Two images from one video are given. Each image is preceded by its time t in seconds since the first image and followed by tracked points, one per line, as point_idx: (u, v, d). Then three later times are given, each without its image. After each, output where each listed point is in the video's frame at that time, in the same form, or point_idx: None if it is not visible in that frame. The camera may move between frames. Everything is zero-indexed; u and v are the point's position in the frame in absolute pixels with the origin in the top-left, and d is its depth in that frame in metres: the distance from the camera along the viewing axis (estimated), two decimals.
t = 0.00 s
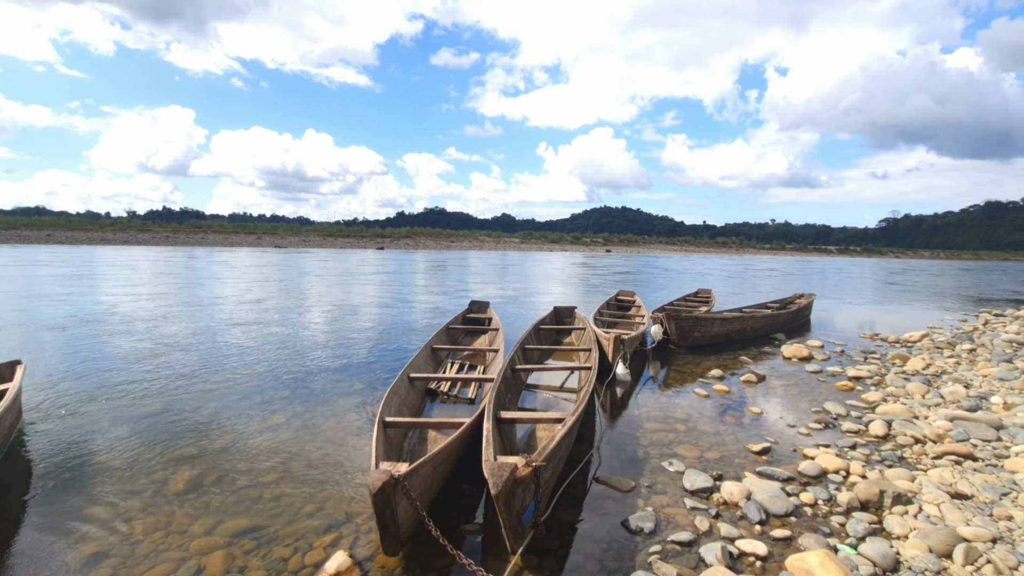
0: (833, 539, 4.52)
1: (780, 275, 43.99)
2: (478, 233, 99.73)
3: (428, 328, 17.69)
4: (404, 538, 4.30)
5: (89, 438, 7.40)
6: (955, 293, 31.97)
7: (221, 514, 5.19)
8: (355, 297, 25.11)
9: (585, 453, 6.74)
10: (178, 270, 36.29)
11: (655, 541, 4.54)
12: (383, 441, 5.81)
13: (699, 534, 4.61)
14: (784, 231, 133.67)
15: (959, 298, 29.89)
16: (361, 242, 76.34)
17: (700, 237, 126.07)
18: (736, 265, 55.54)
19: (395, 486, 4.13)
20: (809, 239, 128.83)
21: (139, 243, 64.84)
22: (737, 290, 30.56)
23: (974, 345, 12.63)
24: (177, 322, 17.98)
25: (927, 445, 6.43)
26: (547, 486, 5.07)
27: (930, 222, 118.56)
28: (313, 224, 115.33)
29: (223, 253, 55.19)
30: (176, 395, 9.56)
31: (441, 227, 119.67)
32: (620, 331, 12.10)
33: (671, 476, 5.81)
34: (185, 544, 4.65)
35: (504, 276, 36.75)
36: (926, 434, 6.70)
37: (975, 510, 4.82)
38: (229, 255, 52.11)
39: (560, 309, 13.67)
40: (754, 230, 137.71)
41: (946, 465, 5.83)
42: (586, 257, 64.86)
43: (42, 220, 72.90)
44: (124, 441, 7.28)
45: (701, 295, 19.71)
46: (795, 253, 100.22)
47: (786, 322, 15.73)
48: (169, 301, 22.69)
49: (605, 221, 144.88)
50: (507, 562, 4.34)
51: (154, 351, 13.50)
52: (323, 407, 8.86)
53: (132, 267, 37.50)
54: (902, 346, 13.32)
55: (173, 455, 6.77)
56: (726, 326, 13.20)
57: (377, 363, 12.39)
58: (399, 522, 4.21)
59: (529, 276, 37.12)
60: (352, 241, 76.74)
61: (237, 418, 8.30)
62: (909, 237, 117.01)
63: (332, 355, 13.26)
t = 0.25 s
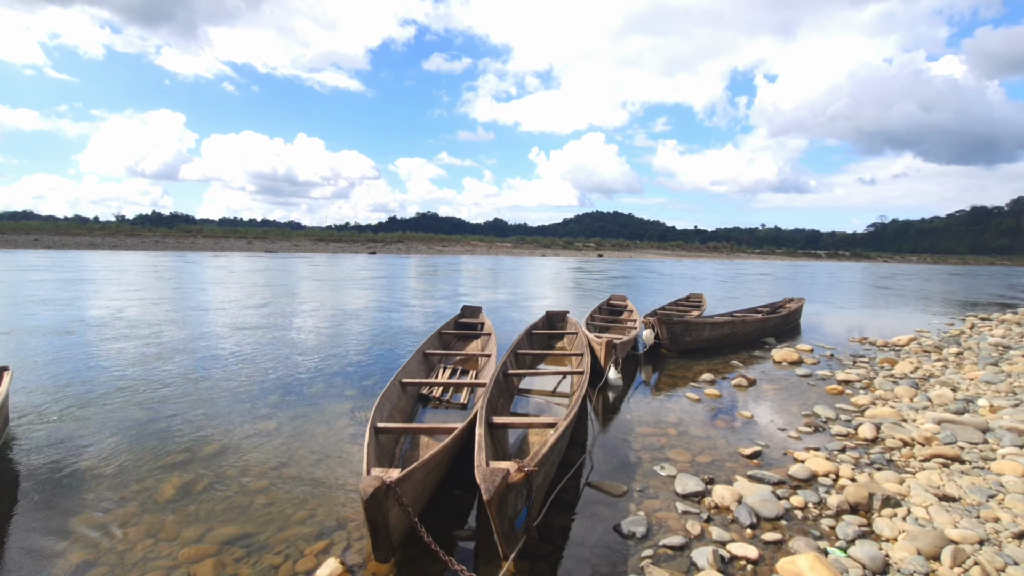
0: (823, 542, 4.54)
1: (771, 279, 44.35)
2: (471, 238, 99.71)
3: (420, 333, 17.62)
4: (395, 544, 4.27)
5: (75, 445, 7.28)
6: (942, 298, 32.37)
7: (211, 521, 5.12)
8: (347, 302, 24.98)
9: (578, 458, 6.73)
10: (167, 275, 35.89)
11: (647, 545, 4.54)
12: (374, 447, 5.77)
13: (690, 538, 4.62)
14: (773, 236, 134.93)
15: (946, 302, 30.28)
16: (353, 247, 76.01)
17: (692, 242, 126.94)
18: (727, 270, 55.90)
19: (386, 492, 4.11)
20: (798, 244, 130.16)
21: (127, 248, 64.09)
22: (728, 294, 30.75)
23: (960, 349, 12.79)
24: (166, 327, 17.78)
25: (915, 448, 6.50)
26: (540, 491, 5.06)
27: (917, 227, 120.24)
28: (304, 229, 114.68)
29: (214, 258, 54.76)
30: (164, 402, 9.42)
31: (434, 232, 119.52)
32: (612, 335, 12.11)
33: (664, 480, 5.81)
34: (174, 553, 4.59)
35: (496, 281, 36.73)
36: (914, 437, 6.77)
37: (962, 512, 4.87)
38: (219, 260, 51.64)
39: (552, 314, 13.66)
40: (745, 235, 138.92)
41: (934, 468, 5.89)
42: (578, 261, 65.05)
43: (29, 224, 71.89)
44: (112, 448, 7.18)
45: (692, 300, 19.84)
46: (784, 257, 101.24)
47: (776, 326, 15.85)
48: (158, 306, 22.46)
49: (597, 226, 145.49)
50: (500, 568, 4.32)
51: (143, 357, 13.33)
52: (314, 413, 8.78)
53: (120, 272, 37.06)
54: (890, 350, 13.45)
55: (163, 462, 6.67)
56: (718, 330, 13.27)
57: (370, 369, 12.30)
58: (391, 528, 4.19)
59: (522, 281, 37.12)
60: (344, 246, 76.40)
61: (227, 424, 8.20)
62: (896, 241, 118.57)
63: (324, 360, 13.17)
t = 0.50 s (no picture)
0: (812, 544, 4.58)
1: (761, 282, 44.75)
2: (463, 240, 99.63)
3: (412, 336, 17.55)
4: (387, 550, 4.25)
5: (62, 451, 7.16)
6: (929, 300, 32.81)
7: (200, 528, 5.06)
8: (338, 305, 24.83)
9: (569, 462, 6.73)
10: (155, 278, 35.45)
11: (638, 548, 4.55)
12: (366, 452, 5.75)
13: (681, 541, 4.63)
14: (763, 239, 136.14)
15: (933, 304, 30.71)
16: (344, 250, 75.61)
17: (683, 245, 127.72)
18: (718, 272, 56.25)
19: (377, 497, 4.10)
20: (788, 247, 131.45)
21: (115, 250, 63.29)
22: (719, 297, 30.96)
23: (946, 351, 12.96)
24: (154, 331, 17.55)
25: (902, 450, 6.58)
26: (532, 495, 5.07)
27: (904, 230, 121.88)
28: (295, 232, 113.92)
29: (203, 260, 54.22)
30: (152, 407, 9.28)
31: (426, 234, 119.22)
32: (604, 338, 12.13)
33: (655, 484, 5.82)
34: (163, 560, 4.52)
35: (489, 284, 36.70)
36: (902, 439, 6.85)
37: (949, 513, 4.93)
38: (208, 263, 51.12)
39: (544, 317, 13.65)
40: (735, 238, 140.05)
41: (921, 470, 5.96)
42: (570, 264, 65.17)
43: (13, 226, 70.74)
44: (99, 453, 7.07)
45: (683, 303, 19.95)
46: (774, 260, 102.18)
47: (766, 329, 15.98)
48: (146, 309, 22.18)
49: (589, 229, 145.94)
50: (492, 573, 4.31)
51: (130, 361, 13.13)
52: (305, 417, 8.71)
53: (107, 274, 36.55)
54: (878, 352, 13.62)
55: (151, 468, 6.59)
56: (708, 333, 13.35)
57: (361, 373, 12.22)
58: (382, 534, 4.17)
59: (514, 284, 37.12)
60: (335, 249, 76.03)
61: (217, 429, 8.11)
62: (884, 244, 120.09)
63: (315, 364, 13.08)
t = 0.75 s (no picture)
0: (789, 545, 4.64)
1: (739, 287, 45.54)
2: (445, 245, 99.22)
3: (393, 342, 17.35)
4: (365, 561, 4.18)
5: (26, 462, 6.87)
6: (900, 304, 33.77)
7: (173, 541, 4.89)
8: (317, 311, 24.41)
9: (550, 467, 6.70)
10: (127, 283, 34.43)
11: (619, 553, 4.55)
12: (345, 460, 5.64)
13: (662, 545, 4.64)
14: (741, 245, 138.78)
15: (903, 308, 31.60)
16: (324, 254, 74.58)
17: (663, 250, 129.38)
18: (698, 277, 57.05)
19: (356, 506, 4.04)
20: (764, 252, 134.26)
21: (84, 254, 61.31)
22: (697, 301, 31.37)
23: (917, 354, 13.32)
24: (126, 337, 17.01)
25: (875, 451, 6.72)
26: (513, 502, 5.03)
27: (875, 236, 125.57)
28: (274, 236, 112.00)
29: (177, 265, 52.85)
30: (123, 416, 8.97)
31: (408, 239, 118.40)
32: (586, 343, 12.16)
33: (636, 488, 5.83)
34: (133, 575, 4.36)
35: (470, 288, 36.58)
36: (875, 440, 7.01)
37: (920, 513, 5.05)
38: (183, 267, 49.86)
39: (526, 322, 13.63)
40: (714, 243, 142.47)
41: (893, 470, 6.10)
42: (553, 269, 65.37)
43: None
44: (67, 464, 6.81)
45: (663, 307, 20.16)
46: (751, 265, 104.17)
47: (744, 333, 16.23)
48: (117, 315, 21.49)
49: (570, 234, 146.77)
50: None
51: (100, 369, 12.68)
52: (283, 425, 8.52)
53: (76, 279, 35.34)
54: (852, 355, 13.93)
55: (122, 479, 6.36)
56: (688, 337, 13.50)
57: (341, 379, 12.02)
58: (361, 544, 4.10)
59: (497, 288, 37.04)
60: (315, 254, 74.97)
61: (192, 438, 7.88)
62: (856, 249, 123.46)
63: (293, 370, 12.81)
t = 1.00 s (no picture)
0: (759, 549, 4.70)
1: (712, 292, 46.45)
2: (421, 251, 98.50)
3: (367, 350, 17.07)
4: None
5: None
6: (864, 310, 34.96)
7: (134, 559, 4.67)
8: (289, 317, 23.88)
9: (525, 475, 6.65)
10: (88, 289, 33.05)
11: (593, 561, 4.53)
12: (314, 472, 5.49)
13: (635, 552, 4.65)
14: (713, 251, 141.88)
15: (867, 314, 32.72)
16: (297, 260, 73.15)
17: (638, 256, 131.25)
18: (672, 283, 58.03)
19: (324, 520, 3.93)
20: (736, 259, 137.56)
21: (42, 259, 58.71)
22: (672, 307, 31.80)
23: (880, 358, 13.77)
24: (86, 345, 16.28)
25: (841, 454, 6.89)
26: (486, 512, 4.97)
27: (840, 243, 130.05)
28: (245, 241, 109.35)
29: (142, 270, 51.04)
30: (81, 428, 8.55)
31: (384, 245, 117.16)
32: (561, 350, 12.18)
33: (611, 495, 5.83)
34: None
35: (447, 295, 36.35)
36: (840, 443, 7.19)
37: (883, 514, 5.19)
38: (149, 273, 48.20)
39: (501, 329, 13.58)
40: (687, 250, 145.31)
41: (858, 473, 6.26)
42: (529, 275, 65.53)
43: None
44: (19, 479, 6.45)
45: (637, 314, 20.39)
46: (723, 271, 106.51)
47: (716, 339, 16.53)
48: (76, 322, 20.58)
49: (547, 240, 147.62)
50: None
51: (57, 378, 12.10)
52: (252, 436, 8.25)
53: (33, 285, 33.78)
54: (819, 360, 14.30)
55: (78, 494, 6.05)
56: (661, 343, 13.66)
57: (313, 388, 11.73)
58: (330, 559, 3.99)
59: (473, 295, 36.90)
60: (288, 259, 73.46)
61: (155, 450, 7.56)
62: (822, 256, 127.62)
63: (263, 379, 12.47)
